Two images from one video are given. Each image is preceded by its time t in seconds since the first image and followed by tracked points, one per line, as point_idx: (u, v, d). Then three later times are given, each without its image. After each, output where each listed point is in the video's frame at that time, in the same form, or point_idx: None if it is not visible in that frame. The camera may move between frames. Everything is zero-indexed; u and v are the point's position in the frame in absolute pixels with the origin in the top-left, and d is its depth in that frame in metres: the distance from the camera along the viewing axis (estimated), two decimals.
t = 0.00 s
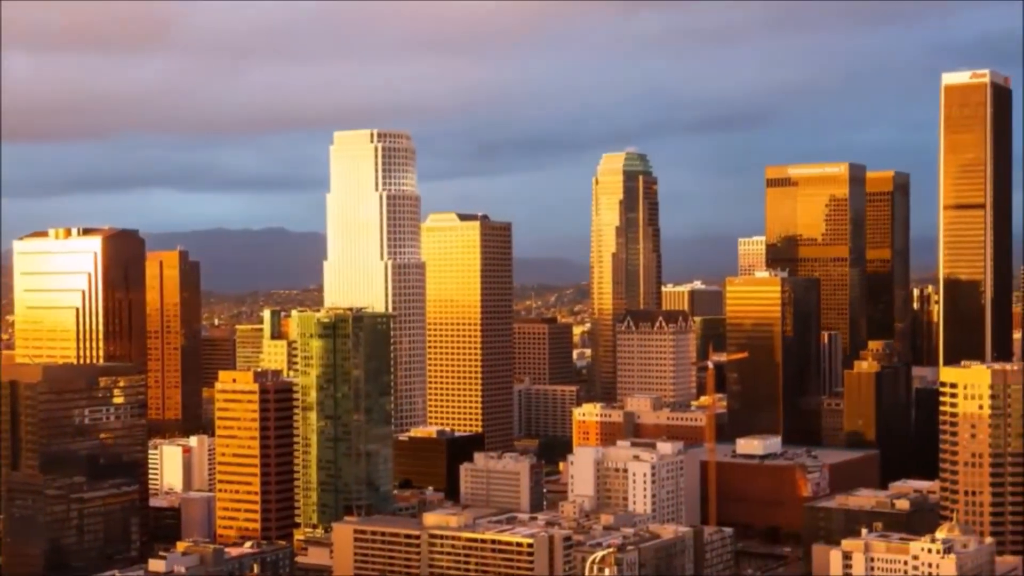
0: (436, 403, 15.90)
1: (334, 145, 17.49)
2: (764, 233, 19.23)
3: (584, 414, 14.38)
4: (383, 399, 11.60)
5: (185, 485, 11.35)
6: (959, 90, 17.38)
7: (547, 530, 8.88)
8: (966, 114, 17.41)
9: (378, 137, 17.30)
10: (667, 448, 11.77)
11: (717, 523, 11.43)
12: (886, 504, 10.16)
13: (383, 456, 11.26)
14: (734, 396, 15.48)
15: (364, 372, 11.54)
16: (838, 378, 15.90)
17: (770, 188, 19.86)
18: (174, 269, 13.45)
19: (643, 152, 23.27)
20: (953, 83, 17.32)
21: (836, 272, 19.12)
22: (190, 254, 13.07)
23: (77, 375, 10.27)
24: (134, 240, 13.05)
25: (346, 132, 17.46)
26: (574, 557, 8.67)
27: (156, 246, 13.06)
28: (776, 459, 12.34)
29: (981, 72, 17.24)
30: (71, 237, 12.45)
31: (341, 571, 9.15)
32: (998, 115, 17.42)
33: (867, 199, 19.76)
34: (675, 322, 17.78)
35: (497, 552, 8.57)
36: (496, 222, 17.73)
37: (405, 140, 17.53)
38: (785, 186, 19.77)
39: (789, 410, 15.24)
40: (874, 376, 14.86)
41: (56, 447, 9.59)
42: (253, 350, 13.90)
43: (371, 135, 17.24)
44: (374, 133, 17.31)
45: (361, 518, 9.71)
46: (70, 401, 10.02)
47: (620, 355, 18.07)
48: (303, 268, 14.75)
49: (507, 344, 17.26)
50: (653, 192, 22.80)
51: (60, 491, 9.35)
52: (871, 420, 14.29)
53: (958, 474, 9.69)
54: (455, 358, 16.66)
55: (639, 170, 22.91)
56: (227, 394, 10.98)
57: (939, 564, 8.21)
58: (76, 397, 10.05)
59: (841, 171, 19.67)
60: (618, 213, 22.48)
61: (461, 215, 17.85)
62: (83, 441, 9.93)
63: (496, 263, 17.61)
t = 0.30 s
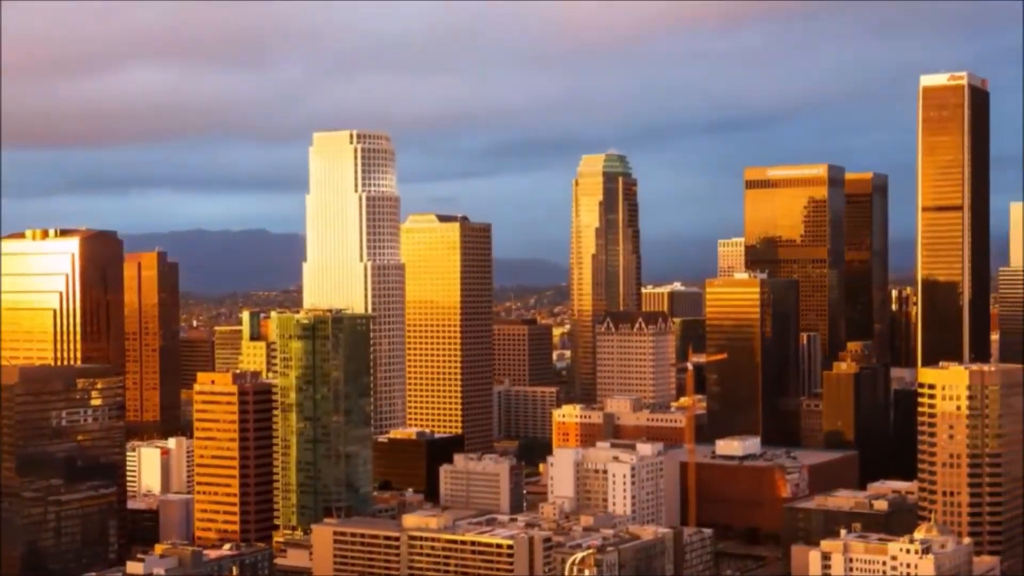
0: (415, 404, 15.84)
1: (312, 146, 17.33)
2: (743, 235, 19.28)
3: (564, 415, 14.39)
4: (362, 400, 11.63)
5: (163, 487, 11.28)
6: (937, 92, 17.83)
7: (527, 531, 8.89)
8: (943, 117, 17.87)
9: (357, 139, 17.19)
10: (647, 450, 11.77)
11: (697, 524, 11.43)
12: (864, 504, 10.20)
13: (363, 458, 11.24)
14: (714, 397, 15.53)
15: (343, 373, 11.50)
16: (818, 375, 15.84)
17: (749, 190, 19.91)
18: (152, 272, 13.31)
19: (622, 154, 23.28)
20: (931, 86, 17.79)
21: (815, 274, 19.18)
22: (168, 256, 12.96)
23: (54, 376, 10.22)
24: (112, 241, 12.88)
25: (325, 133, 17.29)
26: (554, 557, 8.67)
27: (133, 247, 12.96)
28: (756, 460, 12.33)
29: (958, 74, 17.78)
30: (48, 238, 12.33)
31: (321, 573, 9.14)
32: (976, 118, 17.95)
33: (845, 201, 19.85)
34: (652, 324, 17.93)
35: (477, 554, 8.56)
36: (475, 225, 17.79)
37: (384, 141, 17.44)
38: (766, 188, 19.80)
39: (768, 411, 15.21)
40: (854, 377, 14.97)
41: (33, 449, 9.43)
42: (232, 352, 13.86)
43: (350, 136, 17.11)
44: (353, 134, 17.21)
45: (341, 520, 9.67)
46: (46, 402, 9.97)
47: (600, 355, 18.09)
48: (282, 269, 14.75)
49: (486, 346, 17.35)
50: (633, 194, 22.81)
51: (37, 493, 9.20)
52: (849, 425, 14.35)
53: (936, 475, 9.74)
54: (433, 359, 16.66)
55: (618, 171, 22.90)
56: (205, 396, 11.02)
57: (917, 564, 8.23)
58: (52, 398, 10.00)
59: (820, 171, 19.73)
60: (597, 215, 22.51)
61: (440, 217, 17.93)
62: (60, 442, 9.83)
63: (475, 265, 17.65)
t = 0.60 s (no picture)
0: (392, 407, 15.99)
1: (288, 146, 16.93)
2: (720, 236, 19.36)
3: (540, 416, 14.42)
4: (340, 402, 11.54)
5: (138, 490, 11.23)
6: (913, 94, 18.11)
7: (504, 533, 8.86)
8: (918, 119, 18.13)
9: (334, 139, 16.80)
10: (623, 451, 11.76)
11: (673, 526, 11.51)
12: (840, 504, 10.22)
13: (339, 460, 11.19)
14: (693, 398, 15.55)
15: (320, 375, 11.44)
16: (792, 380, 16.06)
17: (725, 192, 19.95)
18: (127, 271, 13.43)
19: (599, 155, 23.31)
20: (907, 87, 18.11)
21: (791, 276, 19.26)
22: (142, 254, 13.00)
23: (27, 378, 10.01)
24: (87, 243, 12.75)
25: (300, 132, 16.89)
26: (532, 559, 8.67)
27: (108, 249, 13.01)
28: (732, 462, 12.25)
29: (933, 76, 18.06)
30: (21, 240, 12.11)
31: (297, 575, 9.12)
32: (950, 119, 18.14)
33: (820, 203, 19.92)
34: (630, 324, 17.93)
35: (453, 555, 8.54)
36: (453, 225, 17.75)
37: (362, 141, 17.04)
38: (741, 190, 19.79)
39: (744, 414, 15.20)
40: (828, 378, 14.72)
41: (9, 452, 9.28)
42: (208, 354, 13.82)
43: (326, 137, 16.72)
44: (331, 135, 16.81)
45: (318, 522, 9.67)
46: (20, 404, 9.75)
47: (577, 357, 18.09)
48: (258, 271, 14.75)
49: (462, 348, 17.28)
50: (609, 196, 22.83)
51: (11, 495, 9.14)
52: (826, 428, 14.25)
53: (912, 474, 9.68)
54: (410, 360, 16.66)
55: (594, 172, 22.90)
56: (179, 398, 10.88)
57: (892, 565, 8.26)
58: (25, 400, 9.77)
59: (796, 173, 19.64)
60: (574, 217, 22.54)
61: (417, 219, 17.77)
62: (34, 445, 9.63)
63: (452, 267, 17.57)
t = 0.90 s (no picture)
0: (376, 408, 16.11)
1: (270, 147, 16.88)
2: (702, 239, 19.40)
3: (522, 418, 14.43)
4: (322, 403, 11.43)
5: (119, 492, 11.18)
6: (894, 97, 18.21)
7: (486, 534, 8.85)
8: (899, 121, 18.22)
9: (316, 141, 16.69)
10: (606, 452, 11.76)
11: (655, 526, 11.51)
12: (822, 505, 10.23)
13: (323, 461, 11.10)
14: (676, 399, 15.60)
15: (303, 377, 11.37)
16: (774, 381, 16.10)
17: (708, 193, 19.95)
18: (109, 272, 13.32)
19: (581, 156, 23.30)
20: (887, 90, 18.24)
21: (773, 278, 19.31)
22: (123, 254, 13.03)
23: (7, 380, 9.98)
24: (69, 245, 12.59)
25: (282, 134, 16.80)
26: (515, 560, 8.66)
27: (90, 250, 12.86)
28: (714, 463, 12.30)
29: (914, 78, 18.22)
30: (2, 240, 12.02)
31: None
32: (930, 123, 18.18)
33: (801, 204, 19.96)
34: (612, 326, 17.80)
35: (436, 556, 8.53)
36: (436, 226, 17.66)
37: (345, 143, 16.93)
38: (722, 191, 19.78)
39: (725, 415, 15.29)
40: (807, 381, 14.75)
41: None
42: (189, 356, 13.79)
43: (309, 138, 16.65)
44: (314, 136, 16.68)
45: (299, 524, 9.64)
46: None
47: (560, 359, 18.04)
48: (240, 273, 14.76)
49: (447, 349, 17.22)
50: (592, 197, 22.86)
51: None
52: (807, 428, 14.21)
53: (893, 475, 9.70)
54: (393, 360, 16.60)
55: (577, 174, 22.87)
56: (161, 399, 10.89)
57: (874, 565, 8.27)
58: (5, 402, 9.68)
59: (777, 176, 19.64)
60: (556, 218, 22.50)
61: (400, 221, 17.70)
62: (15, 447, 9.66)
63: (436, 267, 17.52)
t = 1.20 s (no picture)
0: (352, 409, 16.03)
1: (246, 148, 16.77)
2: (679, 240, 19.45)
3: (500, 420, 14.46)
4: (298, 406, 11.38)
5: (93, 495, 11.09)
6: (869, 98, 18.60)
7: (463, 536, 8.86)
8: (874, 123, 18.58)
9: (292, 142, 16.57)
10: (583, 455, 11.74)
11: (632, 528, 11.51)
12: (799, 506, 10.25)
13: (300, 463, 11.01)
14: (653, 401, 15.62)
15: (278, 378, 11.29)
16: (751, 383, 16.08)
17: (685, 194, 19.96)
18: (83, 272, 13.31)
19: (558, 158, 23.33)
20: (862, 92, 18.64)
21: (749, 279, 19.36)
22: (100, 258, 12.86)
23: None
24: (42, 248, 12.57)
25: (258, 134, 16.69)
26: (490, 562, 8.66)
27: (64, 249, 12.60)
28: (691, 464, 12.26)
29: (889, 80, 18.50)
30: None
31: None
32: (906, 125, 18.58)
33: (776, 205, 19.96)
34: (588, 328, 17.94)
35: (411, 558, 8.51)
36: (412, 227, 17.57)
37: (321, 143, 16.79)
38: (699, 193, 19.81)
39: (701, 412, 15.37)
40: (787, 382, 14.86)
41: None
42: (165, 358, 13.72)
43: (284, 140, 16.51)
44: (288, 138, 16.56)
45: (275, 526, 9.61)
46: None
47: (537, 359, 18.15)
48: (216, 274, 14.70)
49: (424, 351, 17.26)
50: (568, 197, 22.87)
51: None
52: (783, 429, 14.27)
53: (869, 476, 9.74)
54: (371, 363, 16.65)
55: (555, 175, 22.81)
56: (136, 402, 10.87)
57: (849, 566, 8.29)
58: None
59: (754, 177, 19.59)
60: (533, 219, 22.51)
61: (376, 222, 17.56)
62: None
63: (412, 269, 17.54)
